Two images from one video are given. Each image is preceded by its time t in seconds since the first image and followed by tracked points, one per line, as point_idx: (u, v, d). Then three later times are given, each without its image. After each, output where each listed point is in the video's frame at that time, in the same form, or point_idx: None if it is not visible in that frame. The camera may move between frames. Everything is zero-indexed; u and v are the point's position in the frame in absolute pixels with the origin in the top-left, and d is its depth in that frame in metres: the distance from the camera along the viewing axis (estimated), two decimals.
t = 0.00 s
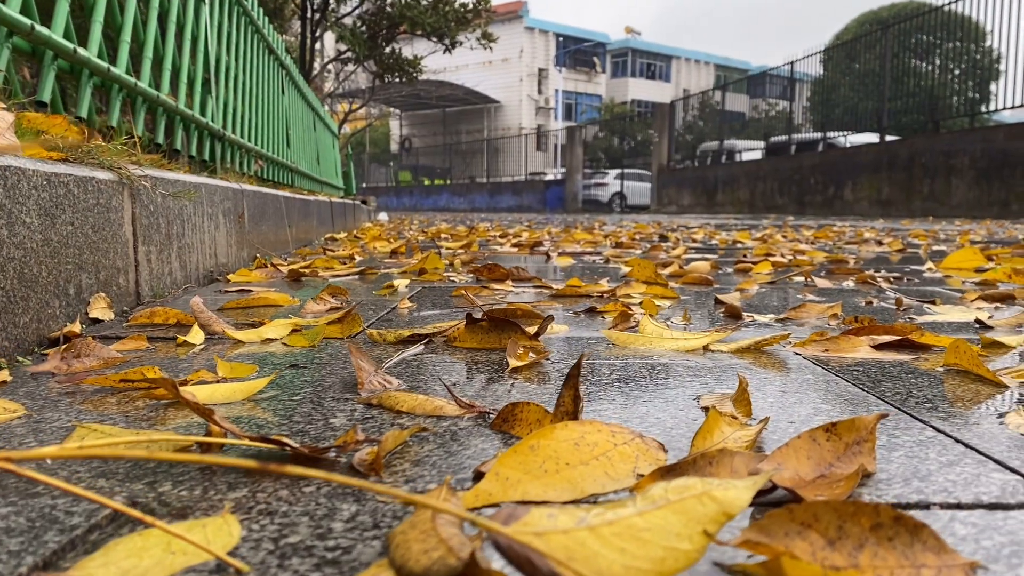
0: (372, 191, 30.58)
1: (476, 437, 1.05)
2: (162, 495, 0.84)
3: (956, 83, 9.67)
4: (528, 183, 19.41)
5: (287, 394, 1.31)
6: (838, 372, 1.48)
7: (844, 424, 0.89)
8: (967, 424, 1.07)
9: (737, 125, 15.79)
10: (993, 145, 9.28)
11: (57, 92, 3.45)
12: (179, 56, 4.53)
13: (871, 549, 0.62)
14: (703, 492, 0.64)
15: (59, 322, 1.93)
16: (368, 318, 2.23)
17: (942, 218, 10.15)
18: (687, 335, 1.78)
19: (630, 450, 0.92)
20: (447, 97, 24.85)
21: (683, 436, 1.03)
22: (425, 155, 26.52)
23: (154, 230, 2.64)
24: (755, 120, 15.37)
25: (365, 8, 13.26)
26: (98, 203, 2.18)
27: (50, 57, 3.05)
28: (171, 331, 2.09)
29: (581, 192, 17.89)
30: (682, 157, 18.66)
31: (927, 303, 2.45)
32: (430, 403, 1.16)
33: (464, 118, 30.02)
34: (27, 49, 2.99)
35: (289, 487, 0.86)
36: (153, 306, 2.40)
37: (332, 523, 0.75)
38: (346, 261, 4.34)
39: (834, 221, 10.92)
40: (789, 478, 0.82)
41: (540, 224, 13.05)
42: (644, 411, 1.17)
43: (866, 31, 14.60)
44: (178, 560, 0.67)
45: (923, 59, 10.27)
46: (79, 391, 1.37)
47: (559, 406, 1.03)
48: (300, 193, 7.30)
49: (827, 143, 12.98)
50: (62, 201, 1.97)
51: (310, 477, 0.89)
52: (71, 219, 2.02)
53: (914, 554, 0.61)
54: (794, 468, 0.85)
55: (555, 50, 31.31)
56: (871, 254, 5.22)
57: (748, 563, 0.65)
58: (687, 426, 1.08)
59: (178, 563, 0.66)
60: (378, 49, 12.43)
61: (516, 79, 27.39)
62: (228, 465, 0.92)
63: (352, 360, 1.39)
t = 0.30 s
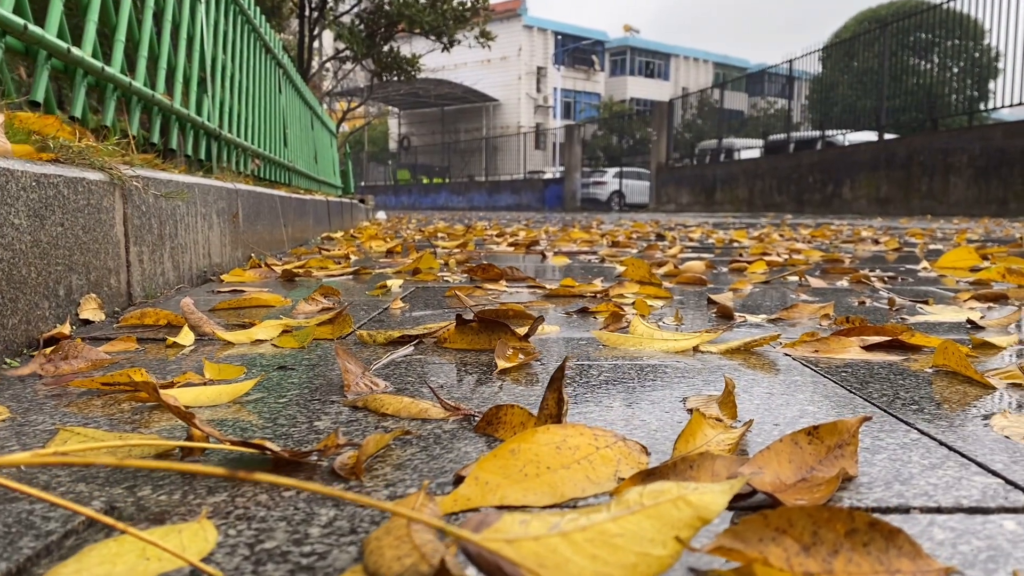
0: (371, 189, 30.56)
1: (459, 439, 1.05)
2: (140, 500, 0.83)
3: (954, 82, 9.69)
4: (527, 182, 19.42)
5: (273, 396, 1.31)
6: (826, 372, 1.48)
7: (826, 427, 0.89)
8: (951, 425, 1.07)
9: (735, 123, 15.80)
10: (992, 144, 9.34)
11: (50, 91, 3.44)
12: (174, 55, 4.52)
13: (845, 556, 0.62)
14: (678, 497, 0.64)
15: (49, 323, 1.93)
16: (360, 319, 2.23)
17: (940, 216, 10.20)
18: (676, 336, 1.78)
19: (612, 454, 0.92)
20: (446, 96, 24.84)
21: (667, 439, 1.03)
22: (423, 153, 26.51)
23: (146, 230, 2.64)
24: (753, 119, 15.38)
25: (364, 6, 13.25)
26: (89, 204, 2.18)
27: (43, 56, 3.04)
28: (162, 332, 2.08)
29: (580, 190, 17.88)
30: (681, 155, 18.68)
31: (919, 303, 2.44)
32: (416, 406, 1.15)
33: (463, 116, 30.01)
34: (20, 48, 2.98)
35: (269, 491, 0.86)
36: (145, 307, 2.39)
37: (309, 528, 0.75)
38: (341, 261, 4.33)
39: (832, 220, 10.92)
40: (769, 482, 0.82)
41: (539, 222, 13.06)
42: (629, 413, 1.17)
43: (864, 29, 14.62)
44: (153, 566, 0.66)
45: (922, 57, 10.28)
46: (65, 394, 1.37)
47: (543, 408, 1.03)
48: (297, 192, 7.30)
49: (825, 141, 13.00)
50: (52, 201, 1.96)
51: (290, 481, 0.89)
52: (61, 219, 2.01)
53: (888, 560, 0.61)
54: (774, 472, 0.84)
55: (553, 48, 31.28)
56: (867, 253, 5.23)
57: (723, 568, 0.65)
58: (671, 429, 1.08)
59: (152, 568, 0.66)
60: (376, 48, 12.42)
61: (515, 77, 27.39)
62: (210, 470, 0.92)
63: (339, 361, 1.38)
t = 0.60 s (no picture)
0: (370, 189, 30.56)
1: (442, 438, 1.04)
2: (119, 500, 0.83)
3: (955, 80, 9.71)
4: (527, 181, 19.43)
5: (260, 395, 1.31)
6: (815, 370, 1.48)
7: (807, 426, 0.89)
8: (936, 424, 1.07)
9: (735, 122, 15.80)
10: (992, 142, 9.35)
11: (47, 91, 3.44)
12: (172, 54, 4.52)
13: (817, 555, 0.61)
14: (651, 496, 0.64)
15: (39, 323, 1.93)
16: (353, 318, 2.22)
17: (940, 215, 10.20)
18: (667, 335, 1.78)
19: (593, 453, 0.91)
20: (446, 95, 24.85)
21: (649, 438, 1.03)
22: (423, 152, 26.50)
23: (140, 230, 2.64)
24: (754, 117, 15.38)
25: (364, 5, 13.25)
26: (81, 204, 2.18)
27: (39, 56, 3.04)
28: (153, 331, 2.08)
29: (580, 189, 17.88)
30: (681, 154, 18.69)
31: (912, 301, 2.44)
32: (401, 406, 1.15)
33: (462, 115, 30.00)
34: (15, 48, 2.98)
35: (248, 491, 0.85)
36: (138, 306, 2.39)
37: (286, 528, 0.75)
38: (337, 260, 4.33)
39: (832, 219, 10.91)
40: (748, 482, 0.81)
41: (538, 221, 13.04)
42: (615, 412, 1.17)
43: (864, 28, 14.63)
44: (126, 566, 0.66)
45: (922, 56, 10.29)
46: (52, 393, 1.36)
47: (526, 408, 1.03)
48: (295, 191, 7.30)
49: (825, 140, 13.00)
50: (43, 201, 1.96)
51: (270, 478, 0.89)
52: (53, 219, 2.01)
53: (861, 560, 0.61)
54: (754, 471, 0.84)
55: (553, 47, 31.27)
56: (865, 251, 5.22)
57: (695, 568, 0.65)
58: (654, 429, 1.08)
59: (126, 568, 0.66)
60: (376, 47, 12.43)
61: (515, 76, 27.40)
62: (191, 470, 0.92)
63: (327, 361, 1.38)
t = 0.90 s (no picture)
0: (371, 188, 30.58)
1: (423, 439, 1.04)
2: (94, 502, 0.83)
3: (955, 79, 9.69)
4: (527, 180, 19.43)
5: (244, 396, 1.31)
6: (805, 370, 1.48)
7: (786, 427, 0.88)
8: (919, 425, 1.07)
9: (736, 120, 15.78)
10: (992, 141, 9.32)
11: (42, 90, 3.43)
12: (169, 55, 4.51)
13: (787, 557, 0.61)
14: (620, 498, 0.63)
15: (28, 323, 1.92)
16: (344, 318, 2.22)
17: (941, 213, 10.17)
18: (657, 334, 1.77)
19: (572, 454, 0.91)
20: (446, 95, 24.84)
21: (629, 438, 1.03)
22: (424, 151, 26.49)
23: (132, 230, 2.63)
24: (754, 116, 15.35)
25: (364, 5, 13.25)
26: (71, 204, 2.17)
27: (34, 56, 3.03)
28: (142, 332, 2.08)
29: (580, 188, 17.88)
30: (682, 153, 18.68)
31: (906, 300, 2.43)
32: (383, 407, 1.14)
33: (463, 115, 29.99)
34: (10, 48, 2.97)
35: (224, 493, 0.85)
36: (129, 306, 2.39)
37: (257, 530, 0.75)
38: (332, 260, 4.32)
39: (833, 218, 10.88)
40: (724, 483, 0.81)
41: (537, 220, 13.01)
42: (599, 413, 1.16)
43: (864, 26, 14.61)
44: (93, 569, 0.66)
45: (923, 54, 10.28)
46: (36, 394, 1.36)
47: (506, 409, 1.02)
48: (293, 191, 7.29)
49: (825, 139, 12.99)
50: (32, 201, 1.96)
51: (246, 481, 0.88)
52: (42, 219, 2.01)
53: (831, 563, 0.60)
54: (732, 472, 0.84)
55: (553, 46, 31.25)
56: (862, 250, 5.20)
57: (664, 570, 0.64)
58: (636, 430, 1.07)
59: (93, 571, 0.66)
60: (375, 46, 12.43)
61: (515, 75, 27.41)
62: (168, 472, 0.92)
63: (312, 361, 1.37)
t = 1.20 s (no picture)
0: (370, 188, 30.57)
1: (396, 445, 1.03)
2: (57, 512, 0.82)
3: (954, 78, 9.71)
4: (526, 180, 19.43)
5: (222, 401, 1.30)
6: (788, 373, 1.47)
7: (759, 434, 0.87)
8: (898, 429, 1.06)
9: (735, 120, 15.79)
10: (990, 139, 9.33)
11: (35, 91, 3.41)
12: (165, 57, 4.50)
13: (751, 571, 0.60)
14: (581, 510, 0.62)
15: (13, 327, 1.92)
16: (332, 320, 2.21)
17: (939, 212, 10.17)
18: (642, 337, 1.76)
19: (544, 461, 0.90)
20: (446, 95, 24.84)
21: (603, 444, 1.02)
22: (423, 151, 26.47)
23: (121, 232, 2.62)
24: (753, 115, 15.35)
25: (362, 5, 13.23)
26: (57, 206, 2.16)
27: (25, 58, 3.02)
28: (128, 335, 2.07)
29: (579, 188, 17.87)
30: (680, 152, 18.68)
31: (896, 301, 2.42)
32: (360, 412, 1.13)
33: (462, 115, 29.97)
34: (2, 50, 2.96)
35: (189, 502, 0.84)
36: (116, 309, 2.38)
37: (219, 541, 0.74)
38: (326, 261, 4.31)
39: (831, 217, 10.87)
40: (694, 492, 0.80)
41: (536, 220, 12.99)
42: (578, 418, 1.16)
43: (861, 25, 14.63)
44: None
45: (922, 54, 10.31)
46: (14, 400, 1.35)
47: (481, 415, 1.01)
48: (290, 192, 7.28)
49: (825, 138, 12.99)
50: (16, 205, 1.95)
51: (214, 490, 0.87)
52: (27, 223, 2.00)
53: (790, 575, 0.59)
54: (704, 479, 0.83)
55: (553, 46, 31.27)
56: (857, 249, 5.20)
57: None
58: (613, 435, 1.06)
59: None
60: (374, 47, 12.43)
61: (514, 75, 27.44)
62: (136, 479, 0.91)
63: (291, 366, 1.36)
